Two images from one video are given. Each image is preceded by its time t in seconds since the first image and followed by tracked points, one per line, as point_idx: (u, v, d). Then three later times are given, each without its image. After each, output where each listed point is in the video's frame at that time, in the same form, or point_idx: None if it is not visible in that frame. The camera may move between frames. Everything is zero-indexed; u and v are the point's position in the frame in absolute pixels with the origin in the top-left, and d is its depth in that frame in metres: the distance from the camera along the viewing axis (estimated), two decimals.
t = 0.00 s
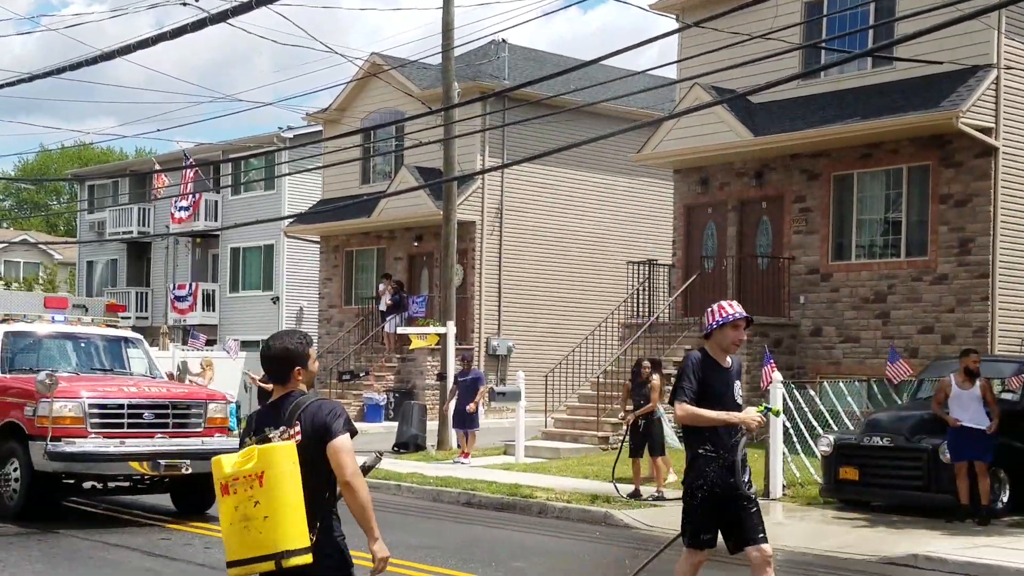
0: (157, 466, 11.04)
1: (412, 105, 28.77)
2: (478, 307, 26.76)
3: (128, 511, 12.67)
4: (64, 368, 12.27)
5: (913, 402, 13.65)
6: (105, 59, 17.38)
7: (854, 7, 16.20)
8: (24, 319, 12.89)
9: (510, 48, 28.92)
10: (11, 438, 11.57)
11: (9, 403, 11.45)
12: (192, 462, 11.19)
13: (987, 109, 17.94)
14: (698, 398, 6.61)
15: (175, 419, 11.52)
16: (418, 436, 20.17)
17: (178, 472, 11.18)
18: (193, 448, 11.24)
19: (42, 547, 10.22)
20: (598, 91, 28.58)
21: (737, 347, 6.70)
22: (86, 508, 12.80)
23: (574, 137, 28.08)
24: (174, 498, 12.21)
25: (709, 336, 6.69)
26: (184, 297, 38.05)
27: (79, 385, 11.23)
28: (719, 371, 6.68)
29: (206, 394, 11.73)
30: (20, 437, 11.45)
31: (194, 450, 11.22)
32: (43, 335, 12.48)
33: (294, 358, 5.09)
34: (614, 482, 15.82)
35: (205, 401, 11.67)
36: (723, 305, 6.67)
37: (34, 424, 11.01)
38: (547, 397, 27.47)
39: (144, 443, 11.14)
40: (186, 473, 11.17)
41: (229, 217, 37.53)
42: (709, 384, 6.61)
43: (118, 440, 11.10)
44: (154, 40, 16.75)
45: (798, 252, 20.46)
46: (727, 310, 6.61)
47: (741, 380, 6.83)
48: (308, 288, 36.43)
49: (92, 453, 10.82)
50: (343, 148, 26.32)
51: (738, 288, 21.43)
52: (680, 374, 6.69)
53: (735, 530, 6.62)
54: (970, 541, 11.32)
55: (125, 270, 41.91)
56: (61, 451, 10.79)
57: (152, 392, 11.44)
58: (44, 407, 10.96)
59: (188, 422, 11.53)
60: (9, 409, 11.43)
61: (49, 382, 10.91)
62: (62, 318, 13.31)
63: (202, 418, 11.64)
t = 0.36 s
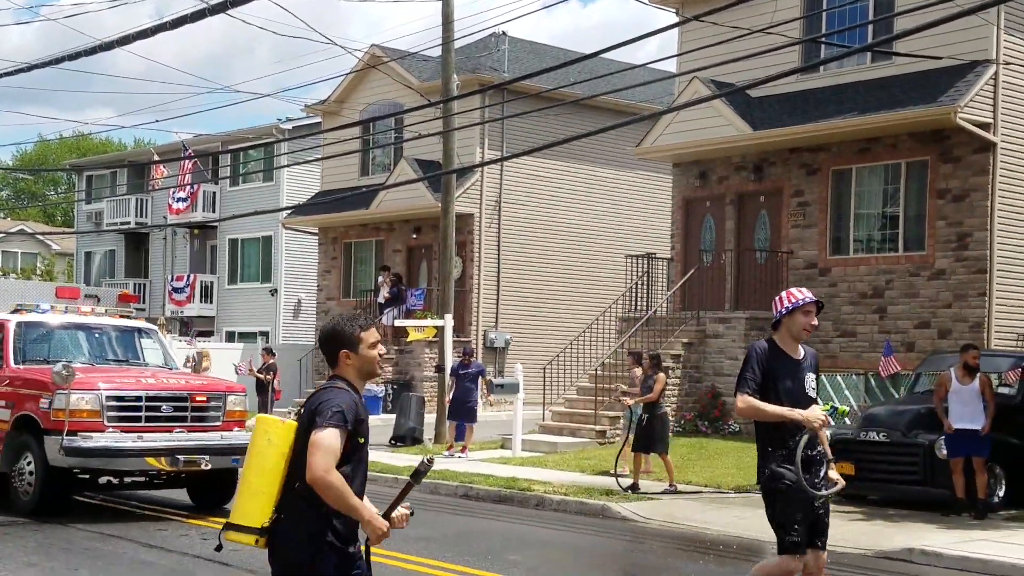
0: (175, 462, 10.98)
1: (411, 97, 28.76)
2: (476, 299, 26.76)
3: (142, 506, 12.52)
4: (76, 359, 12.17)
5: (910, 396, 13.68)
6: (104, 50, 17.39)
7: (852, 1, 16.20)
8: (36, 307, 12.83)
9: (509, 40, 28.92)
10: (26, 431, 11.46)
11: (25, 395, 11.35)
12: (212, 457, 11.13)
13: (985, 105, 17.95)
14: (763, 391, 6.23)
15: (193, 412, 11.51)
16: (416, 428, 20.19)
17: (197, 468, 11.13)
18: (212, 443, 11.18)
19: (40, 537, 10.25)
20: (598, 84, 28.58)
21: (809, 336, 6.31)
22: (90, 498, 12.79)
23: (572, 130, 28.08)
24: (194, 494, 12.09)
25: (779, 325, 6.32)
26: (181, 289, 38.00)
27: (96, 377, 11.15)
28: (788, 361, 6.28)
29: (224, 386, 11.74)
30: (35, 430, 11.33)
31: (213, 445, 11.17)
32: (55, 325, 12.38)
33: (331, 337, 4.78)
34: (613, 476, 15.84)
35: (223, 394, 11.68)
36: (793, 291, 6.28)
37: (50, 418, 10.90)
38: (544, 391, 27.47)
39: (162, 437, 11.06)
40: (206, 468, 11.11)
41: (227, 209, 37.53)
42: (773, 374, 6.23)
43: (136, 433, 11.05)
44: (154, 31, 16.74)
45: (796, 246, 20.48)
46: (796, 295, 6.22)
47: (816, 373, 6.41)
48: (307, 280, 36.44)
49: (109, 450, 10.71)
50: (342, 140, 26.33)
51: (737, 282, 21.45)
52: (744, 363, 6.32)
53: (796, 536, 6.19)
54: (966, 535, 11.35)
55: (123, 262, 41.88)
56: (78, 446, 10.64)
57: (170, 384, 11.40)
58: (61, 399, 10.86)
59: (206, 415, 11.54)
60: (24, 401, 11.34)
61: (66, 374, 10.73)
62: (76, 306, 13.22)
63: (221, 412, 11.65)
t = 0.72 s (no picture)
0: (196, 456, 10.46)
1: (407, 90, 28.72)
2: (472, 292, 26.75)
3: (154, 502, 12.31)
4: (89, 350, 11.73)
5: (905, 391, 13.68)
6: (99, 40, 17.33)
7: None
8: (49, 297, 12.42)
9: (506, 33, 28.86)
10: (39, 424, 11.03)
11: (38, 388, 10.92)
12: (232, 452, 10.67)
13: (982, 100, 17.95)
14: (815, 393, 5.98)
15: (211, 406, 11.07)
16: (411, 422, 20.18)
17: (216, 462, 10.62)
18: (232, 437, 10.72)
19: (33, 529, 10.22)
20: (594, 77, 28.56)
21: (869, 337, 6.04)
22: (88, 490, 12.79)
23: (568, 124, 28.05)
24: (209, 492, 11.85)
25: (835, 327, 6.07)
26: (175, 281, 37.57)
27: (111, 370, 10.71)
28: (844, 363, 6.01)
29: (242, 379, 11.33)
30: (49, 424, 10.90)
31: (233, 439, 10.71)
32: (68, 315, 11.95)
33: (407, 339, 4.29)
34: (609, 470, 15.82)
35: (242, 388, 11.26)
36: (850, 291, 6.02)
37: (65, 412, 10.45)
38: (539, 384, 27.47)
39: (181, 431, 10.55)
40: (226, 462, 10.63)
41: (223, 201, 37.47)
42: (827, 377, 5.96)
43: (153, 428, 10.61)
44: (151, 21, 16.67)
45: (792, 241, 20.49)
46: (853, 295, 5.97)
47: (877, 378, 6.13)
48: (302, 272, 36.40)
49: (128, 444, 10.18)
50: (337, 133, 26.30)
51: (732, 277, 21.41)
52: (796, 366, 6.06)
53: (850, 547, 5.85)
54: (961, 530, 11.36)
55: (118, 253, 41.81)
56: (96, 440, 10.16)
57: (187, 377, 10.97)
58: (76, 393, 10.41)
59: (224, 410, 11.11)
60: (37, 394, 10.91)
61: (82, 368, 10.35)
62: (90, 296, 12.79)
63: (238, 407, 11.23)
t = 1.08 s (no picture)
0: (219, 453, 10.26)
1: (407, 83, 28.69)
2: (471, 287, 26.75)
3: (169, 496, 12.12)
4: (106, 343, 11.48)
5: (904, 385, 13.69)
6: (99, 33, 17.30)
7: None
8: (67, 289, 12.16)
9: (506, 27, 28.82)
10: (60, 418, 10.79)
11: (58, 381, 10.69)
12: (256, 448, 10.47)
13: (982, 94, 17.94)
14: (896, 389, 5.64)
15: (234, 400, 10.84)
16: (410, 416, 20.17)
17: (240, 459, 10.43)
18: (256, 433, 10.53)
19: (32, 521, 10.21)
20: (595, 71, 28.52)
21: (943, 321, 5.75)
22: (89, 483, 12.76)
23: (568, 117, 28.01)
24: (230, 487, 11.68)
25: (908, 312, 5.74)
26: (175, 275, 37.74)
27: (134, 363, 10.46)
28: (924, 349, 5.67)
29: (267, 373, 11.07)
30: (69, 420, 10.66)
31: (258, 435, 10.51)
32: (86, 308, 11.71)
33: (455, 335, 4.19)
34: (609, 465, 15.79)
35: (266, 382, 10.99)
36: (926, 274, 5.71)
37: (87, 407, 10.22)
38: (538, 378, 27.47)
39: (205, 428, 10.37)
40: (251, 459, 10.43)
41: (223, 194, 37.43)
42: (909, 366, 5.62)
43: (176, 424, 10.38)
44: (150, 14, 16.63)
45: (791, 235, 20.46)
46: (932, 279, 5.66)
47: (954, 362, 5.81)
48: (302, 266, 36.35)
49: (150, 440, 9.98)
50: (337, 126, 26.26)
51: (732, 270, 21.42)
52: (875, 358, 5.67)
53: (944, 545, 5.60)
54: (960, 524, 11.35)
55: (118, 246, 41.77)
56: (118, 436, 9.95)
57: (211, 371, 10.72)
58: (98, 387, 10.17)
59: (248, 405, 10.87)
60: (57, 388, 10.67)
61: (106, 361, 10.02)
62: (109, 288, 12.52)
63: (262, 401, 10.99)
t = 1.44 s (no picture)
0: (242, 449, 10.12)
1: (405, 76, 28.68)
2: (469, 281, 26.74)
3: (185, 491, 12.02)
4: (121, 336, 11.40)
5: (901, 378, 13.72)
6: (96, 25, 17.29)
7: None
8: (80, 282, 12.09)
9: (504, 20, 28.80)
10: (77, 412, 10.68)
11: (74, 375, 10.58)
12: (279, 444, 10.31)
13: (979, 88, 17.96)
14: (978, 391, 5.66)
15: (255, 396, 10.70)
16: (408, 408, 20.17)
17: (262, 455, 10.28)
18: (278, 429, 10.38)
19: (30, 514, 10.22)
20: (592, 64, 28.54)
21: None
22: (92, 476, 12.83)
23: (565, 111, 28.00)
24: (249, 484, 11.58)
25: (996, 318, 5.75)
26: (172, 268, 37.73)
27: (152, 358, 10.34)
28: (1005, 355, 5.71)
29: (287, 367, 10.93)
30: (86, 414, 10.56)
31: (281, 430, 10.37)
32: (100, 301, 11.62)
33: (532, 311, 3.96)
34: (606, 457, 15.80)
35: (286, 376, 10.87)
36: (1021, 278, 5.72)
37: (105, 401, 10.07)
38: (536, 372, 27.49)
39: (225, 423, 10.19)
40: (274, 455, 10.26)
41: (219, 187, 37.40)
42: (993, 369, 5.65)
43: (197, 419, 10.22)
44: (148, 6, 16.61)
45: (789, 229, 20.49)
46: None
47: None
48: (299, 259, 36.34)
49: (171, 436, 9.81)
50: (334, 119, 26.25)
51: (730, 262, 21.45)
52: (960, 360, 5.68)
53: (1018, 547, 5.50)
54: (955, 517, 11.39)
55: (114, 239, 41.73)
56: (138, 431, 9.78)
57: (230, 366, 10.59)
58: (116, 380, 10.03)
59: (269, 400, 10.73)
60: (74, 381, 10.55)
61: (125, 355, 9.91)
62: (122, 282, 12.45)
63: (283, 396, 10.86)
